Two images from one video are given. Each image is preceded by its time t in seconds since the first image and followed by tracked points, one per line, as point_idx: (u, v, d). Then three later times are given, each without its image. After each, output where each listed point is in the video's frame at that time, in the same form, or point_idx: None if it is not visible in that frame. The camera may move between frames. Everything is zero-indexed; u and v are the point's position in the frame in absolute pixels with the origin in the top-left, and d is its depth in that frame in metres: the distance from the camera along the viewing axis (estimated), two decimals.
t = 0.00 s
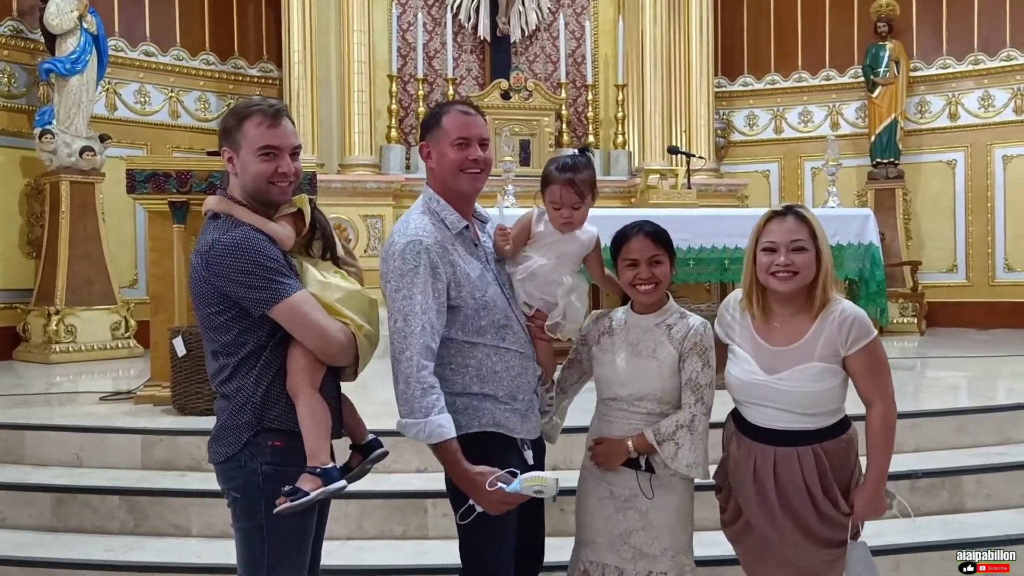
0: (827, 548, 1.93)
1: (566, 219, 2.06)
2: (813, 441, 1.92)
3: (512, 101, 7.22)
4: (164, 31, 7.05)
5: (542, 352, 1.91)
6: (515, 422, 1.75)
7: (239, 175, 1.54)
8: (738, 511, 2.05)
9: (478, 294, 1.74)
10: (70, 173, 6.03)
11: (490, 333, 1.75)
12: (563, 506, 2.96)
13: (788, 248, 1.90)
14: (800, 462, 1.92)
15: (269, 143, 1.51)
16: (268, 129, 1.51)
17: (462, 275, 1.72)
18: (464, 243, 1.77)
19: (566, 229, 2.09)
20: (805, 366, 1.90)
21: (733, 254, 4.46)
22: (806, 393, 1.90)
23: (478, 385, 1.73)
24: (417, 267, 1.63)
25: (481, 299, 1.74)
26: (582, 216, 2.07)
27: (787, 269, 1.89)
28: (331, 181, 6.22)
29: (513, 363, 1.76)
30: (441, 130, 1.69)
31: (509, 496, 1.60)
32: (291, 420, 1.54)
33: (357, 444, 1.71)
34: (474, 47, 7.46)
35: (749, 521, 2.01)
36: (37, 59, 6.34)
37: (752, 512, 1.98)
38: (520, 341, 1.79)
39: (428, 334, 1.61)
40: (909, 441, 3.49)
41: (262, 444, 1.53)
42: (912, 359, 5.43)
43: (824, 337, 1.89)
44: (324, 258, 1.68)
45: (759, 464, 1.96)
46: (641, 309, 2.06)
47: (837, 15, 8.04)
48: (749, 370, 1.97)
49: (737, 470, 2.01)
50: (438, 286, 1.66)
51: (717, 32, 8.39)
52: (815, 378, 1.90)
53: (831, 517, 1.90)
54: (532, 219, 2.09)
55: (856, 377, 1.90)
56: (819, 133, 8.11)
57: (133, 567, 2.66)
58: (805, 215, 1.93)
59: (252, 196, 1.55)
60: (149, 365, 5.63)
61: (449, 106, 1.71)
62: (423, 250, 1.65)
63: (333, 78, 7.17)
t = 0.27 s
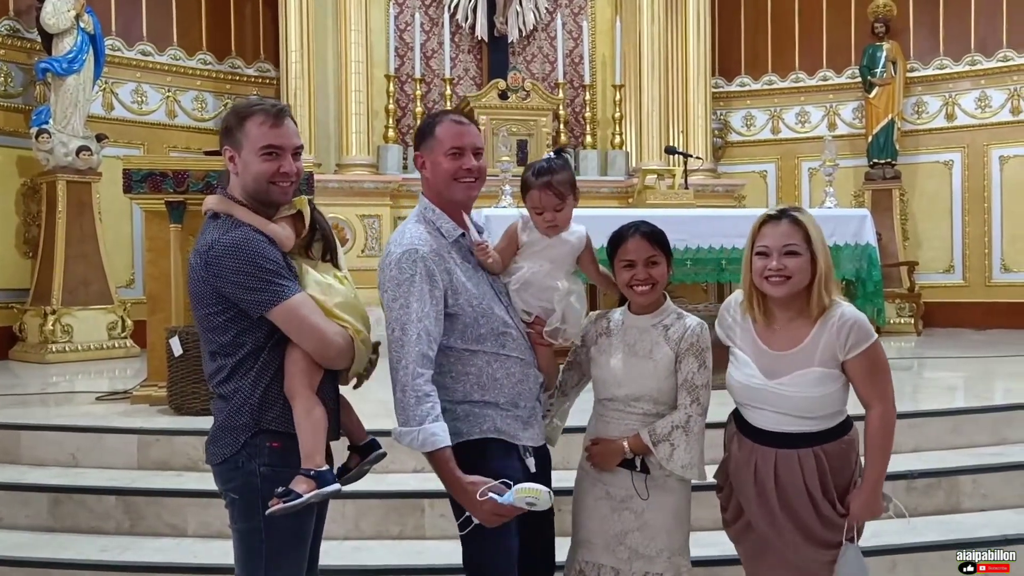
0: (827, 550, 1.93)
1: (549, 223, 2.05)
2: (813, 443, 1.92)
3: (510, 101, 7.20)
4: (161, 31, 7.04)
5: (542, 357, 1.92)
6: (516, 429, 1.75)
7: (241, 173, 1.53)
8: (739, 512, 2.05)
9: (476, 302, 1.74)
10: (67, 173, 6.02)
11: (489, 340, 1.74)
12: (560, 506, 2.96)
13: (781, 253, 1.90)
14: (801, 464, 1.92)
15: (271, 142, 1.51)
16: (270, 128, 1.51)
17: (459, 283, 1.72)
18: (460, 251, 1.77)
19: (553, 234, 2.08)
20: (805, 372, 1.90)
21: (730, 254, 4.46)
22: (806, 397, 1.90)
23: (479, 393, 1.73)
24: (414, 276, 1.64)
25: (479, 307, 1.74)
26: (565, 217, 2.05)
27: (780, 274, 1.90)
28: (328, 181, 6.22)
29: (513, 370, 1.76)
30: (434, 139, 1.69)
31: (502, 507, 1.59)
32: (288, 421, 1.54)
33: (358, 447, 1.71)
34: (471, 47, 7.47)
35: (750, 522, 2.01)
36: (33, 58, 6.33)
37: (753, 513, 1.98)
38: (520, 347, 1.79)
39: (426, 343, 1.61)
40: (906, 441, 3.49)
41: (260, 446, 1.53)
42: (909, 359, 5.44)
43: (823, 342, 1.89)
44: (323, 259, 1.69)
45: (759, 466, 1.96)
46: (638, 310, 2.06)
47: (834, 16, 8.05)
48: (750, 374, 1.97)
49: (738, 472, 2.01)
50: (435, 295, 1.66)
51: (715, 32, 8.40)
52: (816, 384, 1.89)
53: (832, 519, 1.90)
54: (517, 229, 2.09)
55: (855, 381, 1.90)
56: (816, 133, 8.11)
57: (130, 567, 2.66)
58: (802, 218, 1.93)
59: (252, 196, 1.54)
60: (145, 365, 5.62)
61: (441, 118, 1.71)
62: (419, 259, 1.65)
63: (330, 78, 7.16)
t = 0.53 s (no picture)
0: (827, 548, 1.94)
1: (540, 215, 2.07)
2: (814, 442, 1.92)
3: (507, 100, 7.19)
4: (158, 30, 7.04)
5: (542, 359, 1.92)
6: (517, 430, 1.75)
7: (245, 173, 1.53)
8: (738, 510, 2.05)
9: (473, 303, 1.74)
10: (64, 172, 6.01)
11: (489, 342, 1.74)
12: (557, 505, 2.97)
13: (781, 249, 1.90)
14: (802, 463, 1.92)
15: (276, 142, 1.51)
16: (275, 127, 1.51)
17: (456, 284, 1.72)
18: (457, 253, 1.78)
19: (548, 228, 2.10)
20: (806, 368, 1.90)
21: (728, 254, 4.47)
22: (807, 394, 1.90)
23: (479, 395, 1.73)
24: (410, 278, 1.64)
25: (477, 309, 1.74)
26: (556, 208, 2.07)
27: (779, 270, 1.90)
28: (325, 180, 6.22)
29: (514, 371, 1.76)
30: (429, 144, 1.69)
31: (504, 507, 1.59)
32: (289, 422, 1.54)
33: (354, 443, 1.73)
34: (469, 46, 7.48)
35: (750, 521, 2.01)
36: (30, 57, 6.32)
37: (753, 512, 1.98)
38: (520, 348, 1.78)
39: (425, 344, 1.61)
40: (903, 440, 3.50)
41: (261, 446, 1.53)
42: (906, 358, 5.44)
43: (824, 339, 1.89)
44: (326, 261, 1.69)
45: (760, 465, 1.96)
46: (637, 310, 2.06)
47: (831, 15, 8.06)
48: (750, 372, 1.97)
49: (738, 471, 2.01)
50: (432, 296, 1.66)
51: (712, 32, 8.41)
52: (817, 380, 1.89)
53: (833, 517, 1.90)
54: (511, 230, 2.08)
55: (856, 379, 1.90)
56: (814, 132, 8.12)
57: (127, 567, 2.66)
58: (798, 214, 1.93)
59: (256, 195, 1.54)
60: (142, 365, 5.62)
61: (435, 122, 1.71)
62: (415, 261, 1.66)
63: (328, 78, 7.16)
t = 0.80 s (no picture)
0: (826, 547, 1.93)
1: (526, 204, 2.08)
2: (816, 440, 1.92)
3: (506, 100, 7.17)
4: (156, 30, 7.03)
5: (541, 359, 1.87)
6: (513, 429, 1.75)
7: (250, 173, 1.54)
8: (738, 509, 2.05)
9: (470, 303, 1.73)
10: (61, 172, 6.01)
11: (486, 341, 1.74)
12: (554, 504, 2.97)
13: (780, 246, 1.90)
14: (803, 461, 1.91)
15: (283, 143, 1.51)
16: (282, 129, 1.51)
17: (453, 284, 1.72)
18: (454, 251, 1.78)
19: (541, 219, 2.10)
20: (809, 364, 1.90)
21: (725, 254, 4.47)
22: (811, 390, 1.89)
23: (476, 394, 1.73)
24: (406, 278, 1.64)
25: (473, 307, 1.73)
26: (544, 196, 2.08)
27: (780, 267, 1.90)
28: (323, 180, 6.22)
29: (511, 370, 1.75)
30: (429, 143, 1.69)
31: (493, 508, 1.59)
32: (294, 424, 1.55)
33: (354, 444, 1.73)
34: (467, 46, 7.47)
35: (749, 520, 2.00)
36: (28, 57, 6.31)
37: (754, 510, 1.98)
38: (518, 347, 1.78)
39: (420, 344, 1.61)
40: (900, 440, 3.50)
41: (267, 448, 1.53)
42: (903, 358, 5.45)
43: (827, 336, 1.89)
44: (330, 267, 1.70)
45: (761, 462, 1.96)
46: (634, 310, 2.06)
47: (829, 16, 8.06)
48: (753, 372, 1.96)
49: (738, 469, 2.01)
50: (427, 296, 1.65)
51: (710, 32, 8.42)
52: (820, 377, 1.89)
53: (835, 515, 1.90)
54: (504, 228, 2.09)
55: (857, 377, 1.90)
56: (811, 132, 8.13)
57: (125, 567, 2.66)
58: (796, 212, 1.93)
59: (261, 196, 1.54)
60: (140, 364, 5.61)
61: (437, 121, 1.71)
62: (410, 260, 1.66)
63: (326, 78, 7.15)
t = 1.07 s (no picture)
0: (825, 545, 1.92)
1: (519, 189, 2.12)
2: (819, 437, 1.91)
3: (504, 97, 7.20)
4: (154, 27, 7.03)
5: (539, 345, 1.86)
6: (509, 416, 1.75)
7: (253, 174, 1.53)
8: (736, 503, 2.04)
9: (466, 287, 1.74)
10: (60, 169, 6.00)
11: (483, 327, 1.74)
12: (553, 500, 2.97)
13: (775, 238, 1.91)
14: (805, 457, 1.90)
15: (290, 150, 1.50)
16: (289, 136, 1.50)
17: (449, 268, 1.73)
18: (452, 237, 1.78)
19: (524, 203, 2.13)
20: (821, 359, 1.89)
21: (724, 250, 4.48)
22: (822, 385, 1.89)
23: (471, 379, 1.73)
24: (402, 261, 1.64)
25: (469, 292, 1.74)
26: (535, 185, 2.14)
27: (774, 259, 1.90)
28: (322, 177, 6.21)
29: (507, 356, 1.75)
30: (424, 127, 1.70)
31: (490, 480, 1.60)
32: (295, 417, 1.55)
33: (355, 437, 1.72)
34: (466, 43, 7.46)
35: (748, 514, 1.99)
36: (26, 53, 6.31)
37: (753, 505, 1.95)
38: (514, 333, 1.78)
39: (415, 326, 1.62)
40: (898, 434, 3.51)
41: (267, 442, 1.54)
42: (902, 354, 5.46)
43: (841, 332, 1.88)
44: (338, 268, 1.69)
45: (763, 457, 1.94)
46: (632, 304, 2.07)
47: (828, 12, 8.06)
48: (763, 363, 1.94)
49: (739, 463, 1.99)
50: (423, 279, 1.66)
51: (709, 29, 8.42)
52: (832, 372, 1.88)
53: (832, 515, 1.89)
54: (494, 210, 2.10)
55: (870, 377, 1.90)
56: (810, 129, 8.13)
57: (123, 562, 2.66)
58: (796, 206, 1.93)
59: (263, 197, 1.54)
60: (139, 361, 5.61)
61: (428, 108, 1.71)
62: (406, 244, 1.67)
63: (324, 74, 7.14)
